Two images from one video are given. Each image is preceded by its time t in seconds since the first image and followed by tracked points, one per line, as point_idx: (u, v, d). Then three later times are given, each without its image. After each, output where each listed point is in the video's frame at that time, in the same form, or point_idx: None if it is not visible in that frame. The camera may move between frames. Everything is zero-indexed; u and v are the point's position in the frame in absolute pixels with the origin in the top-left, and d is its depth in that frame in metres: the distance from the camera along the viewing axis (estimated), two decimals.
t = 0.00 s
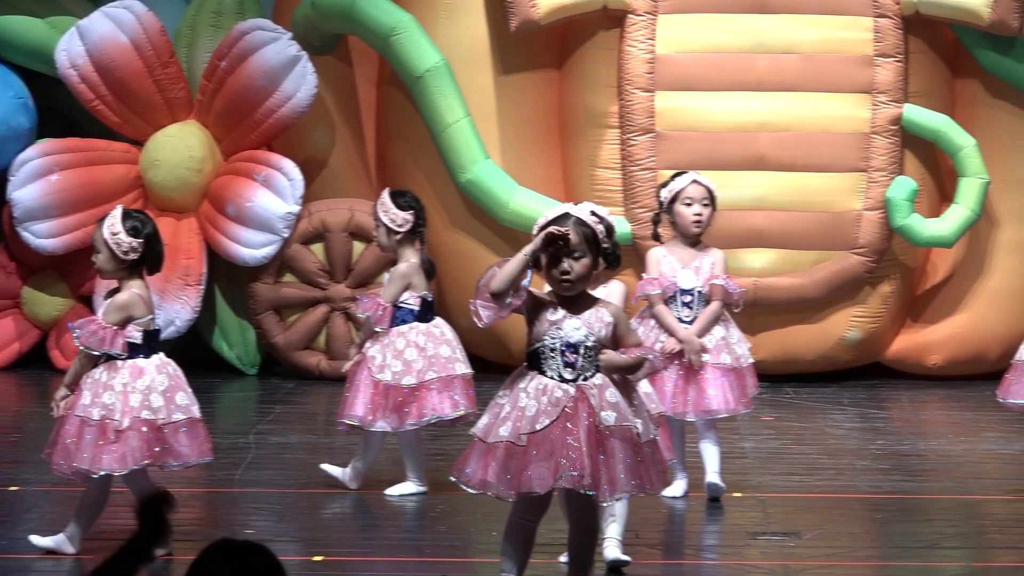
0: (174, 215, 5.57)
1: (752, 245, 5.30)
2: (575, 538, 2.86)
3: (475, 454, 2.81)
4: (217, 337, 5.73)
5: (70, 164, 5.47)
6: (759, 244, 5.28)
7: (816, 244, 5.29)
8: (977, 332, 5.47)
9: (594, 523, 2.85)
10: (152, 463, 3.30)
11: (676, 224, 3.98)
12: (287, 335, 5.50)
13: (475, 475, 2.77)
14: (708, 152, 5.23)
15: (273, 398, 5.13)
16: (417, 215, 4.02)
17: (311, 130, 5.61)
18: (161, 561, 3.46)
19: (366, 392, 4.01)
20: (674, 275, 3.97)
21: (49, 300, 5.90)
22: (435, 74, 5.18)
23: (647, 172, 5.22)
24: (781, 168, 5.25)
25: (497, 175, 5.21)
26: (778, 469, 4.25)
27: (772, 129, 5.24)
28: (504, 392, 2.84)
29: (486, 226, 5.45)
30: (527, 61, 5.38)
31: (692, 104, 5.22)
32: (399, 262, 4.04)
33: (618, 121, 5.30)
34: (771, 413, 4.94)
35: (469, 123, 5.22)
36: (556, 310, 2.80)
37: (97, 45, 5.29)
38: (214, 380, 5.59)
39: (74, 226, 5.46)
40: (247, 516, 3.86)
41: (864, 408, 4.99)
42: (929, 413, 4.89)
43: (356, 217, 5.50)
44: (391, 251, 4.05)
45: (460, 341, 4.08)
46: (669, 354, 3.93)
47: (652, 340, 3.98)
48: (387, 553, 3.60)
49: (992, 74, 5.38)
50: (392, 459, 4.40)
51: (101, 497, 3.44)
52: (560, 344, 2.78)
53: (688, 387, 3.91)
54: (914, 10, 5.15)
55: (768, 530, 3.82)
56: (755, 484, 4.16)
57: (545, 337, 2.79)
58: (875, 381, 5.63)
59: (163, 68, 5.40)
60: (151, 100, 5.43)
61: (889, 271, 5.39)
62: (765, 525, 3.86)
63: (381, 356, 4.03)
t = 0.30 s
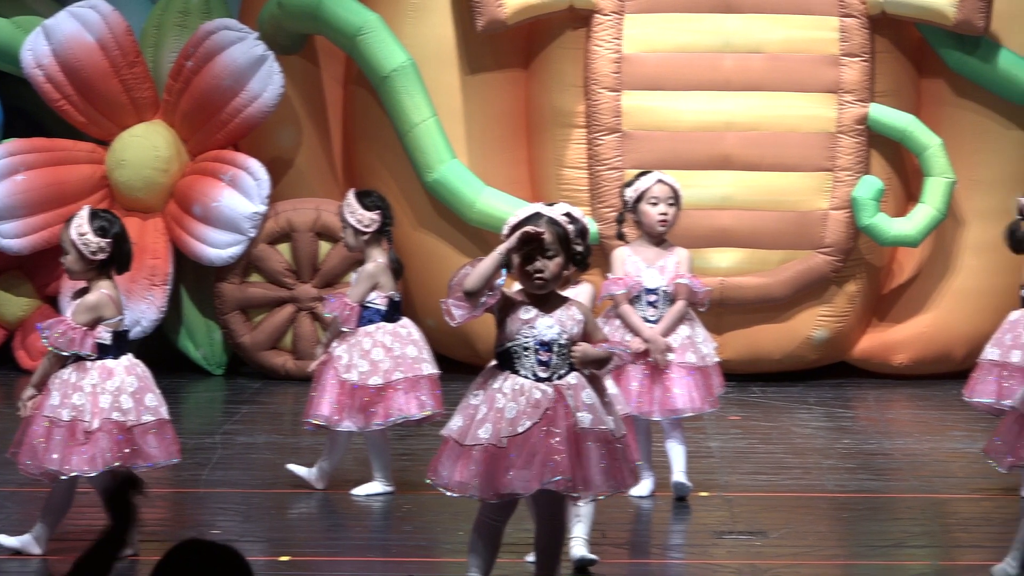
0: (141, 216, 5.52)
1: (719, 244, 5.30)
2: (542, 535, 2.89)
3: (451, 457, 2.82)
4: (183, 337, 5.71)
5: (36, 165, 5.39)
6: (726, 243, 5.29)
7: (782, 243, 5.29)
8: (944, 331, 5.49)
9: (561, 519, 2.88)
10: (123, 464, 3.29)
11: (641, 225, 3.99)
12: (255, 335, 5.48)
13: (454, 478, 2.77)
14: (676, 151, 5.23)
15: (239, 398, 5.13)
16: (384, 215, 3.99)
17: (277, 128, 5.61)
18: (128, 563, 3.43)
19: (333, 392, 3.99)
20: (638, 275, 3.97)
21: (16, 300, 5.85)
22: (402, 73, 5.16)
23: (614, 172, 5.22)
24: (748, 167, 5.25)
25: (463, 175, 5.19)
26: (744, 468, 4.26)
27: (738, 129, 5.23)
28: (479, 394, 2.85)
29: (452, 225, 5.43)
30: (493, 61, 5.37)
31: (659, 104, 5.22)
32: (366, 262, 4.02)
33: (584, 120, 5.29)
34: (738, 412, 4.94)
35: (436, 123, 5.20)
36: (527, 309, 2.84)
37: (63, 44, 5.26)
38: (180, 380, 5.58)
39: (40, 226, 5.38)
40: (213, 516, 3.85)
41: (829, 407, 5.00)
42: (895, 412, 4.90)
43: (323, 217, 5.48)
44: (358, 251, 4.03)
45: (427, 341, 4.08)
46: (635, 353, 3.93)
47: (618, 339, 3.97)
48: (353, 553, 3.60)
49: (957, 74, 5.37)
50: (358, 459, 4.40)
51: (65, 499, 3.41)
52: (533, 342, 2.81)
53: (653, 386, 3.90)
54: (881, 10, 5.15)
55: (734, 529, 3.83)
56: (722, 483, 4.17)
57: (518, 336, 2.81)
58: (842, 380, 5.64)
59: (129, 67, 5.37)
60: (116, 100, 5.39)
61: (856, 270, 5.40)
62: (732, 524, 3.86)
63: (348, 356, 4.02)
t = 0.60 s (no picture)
0: (101, 215, 5.48)
1: (678, 244, 5.31)
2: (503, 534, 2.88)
3: (416, 457, 2.79)
4: (143, 337, 5.70)
5: None
6: (685, 243, 5.30)
7: (742, 243, 5.30)
8: (903, 331, 5.50)
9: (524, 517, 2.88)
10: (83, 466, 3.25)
11: (603, 225, 4.00)
12: (215, 335, 5.47)
13: (420, 479, 2.74)
14: (638, 151, 5.23)
15: (200, 399, 5.12)
16: (343, 214, 4.01)
17: (237, 129, 5.59)
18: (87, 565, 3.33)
19: (292, 393, 3.99)
20: (598, 274, 3.98)
21: None
22: (362, 73, 5.17)
23: (574, 171, 5.21)
24: (709, 167, 5.25)
25: (424, 174, 5.20)
26: (705, 468, 4.26)
27: (699, 128, 5.24)
28: (444, 393, 2.82)
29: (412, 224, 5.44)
30: (454, 61, 5.37)
31: (620, 104, 5.22)
32: (325, 262, 4.04)
33: (545, 120, 5.28)
34: (699, 412, 4.95)
35: (396, 123, 5.21)
36: (492, 309, 2.81)
37: (23, 44, 5.23)
38: (140, 380, 5.58)
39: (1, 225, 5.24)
40: (173, 516, 3.84)
41: (790, 407, 5.01)
42: (856, 411, 4.92)
43: (283, 217, 5.47)
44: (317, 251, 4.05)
45: (386, 340, 4.11)
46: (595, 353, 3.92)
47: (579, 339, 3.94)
48: (314, 553, 3.59)
49: (915, 72, 5.37)
50: (320, 459, 4.40)
51: (24, 499, 3.38)
52: (498, 342, 2.79)
53: (614, 385, 3.88)
54: (840, 10, 5.17)
55: (695, 528, 3.83)
56: (682, 482, 4.17)
57: (483, 336, 2.80)
58: (803, 380, 5.66)
59: (89, 68, 5.34)
60: (76, 100, 5.35)
61: (816, 269, 5.41)
62: (693, 523, 3.86)
63: (308, 356, 4.02)
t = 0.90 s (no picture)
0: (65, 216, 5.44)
1: (643, 243, 5.31)
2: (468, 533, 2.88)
3: (380, 458, 2.77)
4: (108, 337, 5.68)
5: None
6: (650, 242, 5.30)
7: (708, 243, 5.31)
8: (868, 330, 5.51)
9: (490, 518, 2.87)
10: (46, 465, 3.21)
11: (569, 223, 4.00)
12: (179, 335, 5.46)
13: (384, 480, 2.73)
14: (604, 150, 5.23)
15: (166, 399, 5.12)
16: (307, 214, 4.03)
17: (202, 129, 5.58)
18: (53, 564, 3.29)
19: (258, 392, 3.99)
20: (564, 272, 3.97)
21: None
22: (327, 73, 5.16)
23: (539, 171, 5.21)
24: (674, 166, 5.26)
25: (390, 174, 5.21)
26: (671, 467, 4.26)
27: (664, 127, 5.24)
28: (409, 395, 2.80)
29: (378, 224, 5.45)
30: (419, 60, 5.35)
31: (585, 103, 5.22)
32: (291, 262, 4.06)
33: (510, 119, 5.28)
34: (665, 411, 4.95)
35: (361, 123, 5.21)
36: (456, 311, 2.79)
37: None
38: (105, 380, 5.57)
39: None
40: (139, 517, 3.82)
41: (756, 406, 5.02)
42: (821, 410, 4.93)
43: (249, 216, 5.46)
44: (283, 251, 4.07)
45: (352, 340, 4.12)
46: (561, 352, 3.92)
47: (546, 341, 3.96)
48: (279, 553, 3.59)
49: (879, 72, 5.39)
50: (285, 459, 4.40)
51: None
52: (463, 344, 2.78)
53: (580, 384, 3.87)
54: (804, 9, 5.18)
55: (661, 527, 3.83)
56: (648, 482, 4.17)
57: (447, 338, 2.78)
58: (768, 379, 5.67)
59: (53, 67, 5.32)
60: (40, 100, 5.32)
61: (781, 269, 5.41)
62: (658, 523, 3.86)
63: (273, 356, 4.02)
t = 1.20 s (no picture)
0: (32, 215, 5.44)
1: (611, 243, 5.31)
2: (435, 531, 2.82)
3: (340, 460, 2.66)
4: (75, 337, 5.66)
5: None
6: (618, 242, 5.30)
7: (676, 242, 5.32)
8: (835, 329, 5.51)
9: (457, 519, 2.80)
10: (15, 464, 3.18)
11: (540, 223, 3.99)
12: (147, 335, 5.44)
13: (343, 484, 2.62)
14: (571, 150, 5.23)
15: (133, 399, 5.12)
16: (278, 214, 3.99)
17: (169, 128, 5.56)
18: (20, 564, 3.27)
19: (227, 393, 3.95)
20: (533, 271, 3.96)
21: None
22: (294, 72, 5.16)
23: (507, 170, 5.21)
24: (642, 165, 5.26)
25: (357, 173, 5.21)
26: (639, 466, 4.27)
27: (631, 127, 5.24)
28: (372, 398, 2.67)
29: (346, 224, 5.44)
30: (386, 60, 5.35)
31: (552, 102, 5.21)
32: (260, 262, 4.01)
33: (478, 118, 5.28)
34: (633, 411, 4.95)
35: (329, 122, 5.21)
36: (422, 319, 2.66)
37: None
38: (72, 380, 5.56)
39: None
40: (107, 517, 3.81)
41: (724, 405, 5.03)
42: (788, 409, 4.95)
43: (216, 216, 5.45)
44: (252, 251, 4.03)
45: (321, 341, 4.08)
46: (530, 351, 3.89)
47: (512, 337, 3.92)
48: (247, 553, 3.58)
49: (847, 71, 5.39)
50: (252, 459, 4.39)
51: None
52: (428, 352, 2.65)
53: (550, 382, 3.85)
54: (772, 9, 5.19)
55: (629, 526, 3.83)
56: (616, 481, 4.17)
57: (412, 346, 2.65)
58: (736, 378, 5.68)
59: (19, 67, 5.30)
60: (6, 99, 5.30)
61: (749, 268, 5.42)
62: (627, 522, 3.86)
63: (243, 356, 3.98)
